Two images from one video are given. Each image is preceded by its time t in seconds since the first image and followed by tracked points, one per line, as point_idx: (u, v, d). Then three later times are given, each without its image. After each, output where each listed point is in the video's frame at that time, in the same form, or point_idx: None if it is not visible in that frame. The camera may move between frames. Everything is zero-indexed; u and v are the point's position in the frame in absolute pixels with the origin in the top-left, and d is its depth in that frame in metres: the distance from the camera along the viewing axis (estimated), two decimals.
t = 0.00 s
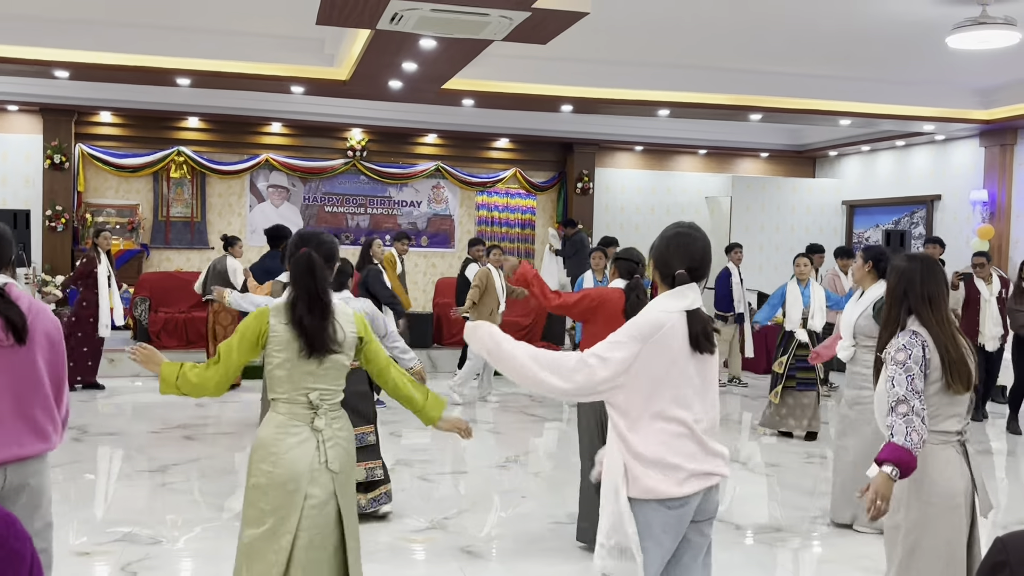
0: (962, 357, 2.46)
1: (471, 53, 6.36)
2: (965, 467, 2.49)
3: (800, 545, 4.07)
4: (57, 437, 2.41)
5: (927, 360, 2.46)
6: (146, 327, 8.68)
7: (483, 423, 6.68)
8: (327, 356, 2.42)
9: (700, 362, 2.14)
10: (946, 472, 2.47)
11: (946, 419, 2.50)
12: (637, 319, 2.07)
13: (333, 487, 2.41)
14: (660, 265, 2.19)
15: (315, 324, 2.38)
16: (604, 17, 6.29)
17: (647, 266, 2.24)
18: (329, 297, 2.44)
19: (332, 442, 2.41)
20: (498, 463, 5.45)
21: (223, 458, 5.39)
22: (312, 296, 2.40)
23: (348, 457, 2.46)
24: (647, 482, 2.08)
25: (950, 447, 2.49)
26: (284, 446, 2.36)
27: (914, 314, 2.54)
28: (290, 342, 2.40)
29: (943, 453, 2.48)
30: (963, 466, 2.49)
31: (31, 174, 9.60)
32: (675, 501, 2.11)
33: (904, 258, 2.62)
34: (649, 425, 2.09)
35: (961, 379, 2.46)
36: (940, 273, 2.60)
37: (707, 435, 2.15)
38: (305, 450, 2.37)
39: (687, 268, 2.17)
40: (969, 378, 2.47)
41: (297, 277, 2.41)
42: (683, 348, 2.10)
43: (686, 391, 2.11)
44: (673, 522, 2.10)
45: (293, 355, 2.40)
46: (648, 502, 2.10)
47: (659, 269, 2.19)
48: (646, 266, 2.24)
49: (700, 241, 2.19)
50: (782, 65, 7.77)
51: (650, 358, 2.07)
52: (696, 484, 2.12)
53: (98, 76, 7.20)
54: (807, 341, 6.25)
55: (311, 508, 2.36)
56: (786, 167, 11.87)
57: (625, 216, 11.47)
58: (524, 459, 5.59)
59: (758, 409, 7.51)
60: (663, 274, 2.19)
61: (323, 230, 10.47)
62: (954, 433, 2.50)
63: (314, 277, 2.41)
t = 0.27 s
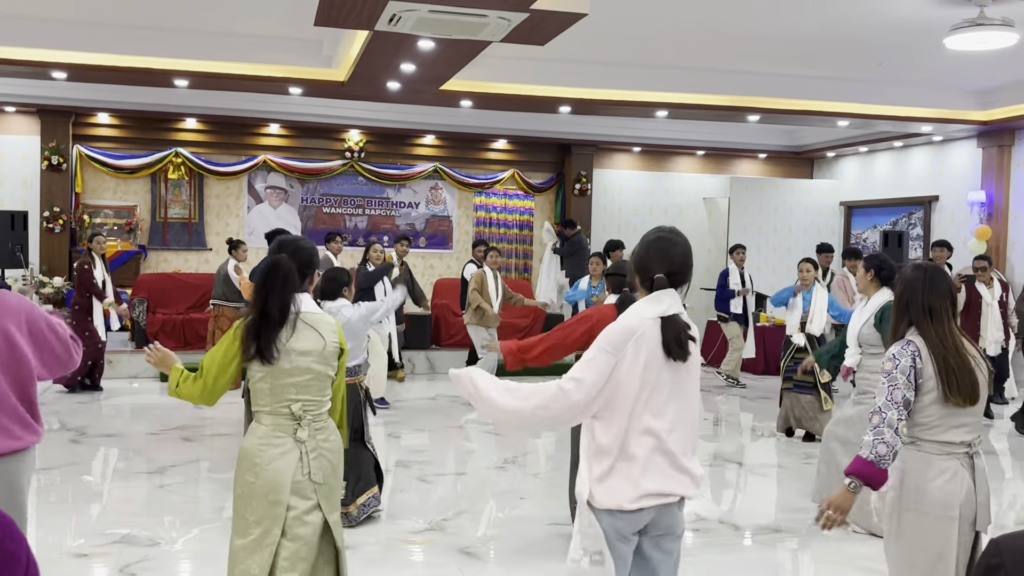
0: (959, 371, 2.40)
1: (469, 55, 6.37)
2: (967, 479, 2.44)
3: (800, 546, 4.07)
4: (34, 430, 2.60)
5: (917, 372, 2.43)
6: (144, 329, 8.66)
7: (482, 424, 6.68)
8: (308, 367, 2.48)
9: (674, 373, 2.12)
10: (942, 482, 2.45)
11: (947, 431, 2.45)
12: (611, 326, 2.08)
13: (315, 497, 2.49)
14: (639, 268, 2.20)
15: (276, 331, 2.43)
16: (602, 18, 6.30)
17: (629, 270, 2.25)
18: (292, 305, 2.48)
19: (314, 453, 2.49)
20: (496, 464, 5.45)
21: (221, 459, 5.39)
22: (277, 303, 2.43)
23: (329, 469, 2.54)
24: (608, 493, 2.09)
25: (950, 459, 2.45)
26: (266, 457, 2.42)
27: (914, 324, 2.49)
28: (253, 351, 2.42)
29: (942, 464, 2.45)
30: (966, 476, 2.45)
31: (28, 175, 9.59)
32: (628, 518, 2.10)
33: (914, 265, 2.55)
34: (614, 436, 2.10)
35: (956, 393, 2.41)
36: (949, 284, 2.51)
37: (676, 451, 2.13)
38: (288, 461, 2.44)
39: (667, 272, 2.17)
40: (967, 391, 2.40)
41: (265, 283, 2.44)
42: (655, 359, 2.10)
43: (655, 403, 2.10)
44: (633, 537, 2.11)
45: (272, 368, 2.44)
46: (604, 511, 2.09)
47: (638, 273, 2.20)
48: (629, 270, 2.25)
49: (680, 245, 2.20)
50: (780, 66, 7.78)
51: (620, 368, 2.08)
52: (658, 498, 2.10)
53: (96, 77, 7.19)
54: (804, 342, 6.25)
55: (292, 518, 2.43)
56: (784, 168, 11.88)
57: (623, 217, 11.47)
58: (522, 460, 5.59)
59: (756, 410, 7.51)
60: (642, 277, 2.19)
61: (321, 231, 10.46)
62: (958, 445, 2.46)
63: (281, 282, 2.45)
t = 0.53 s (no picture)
0: (946, 358, 2.36)
1: (467, 56, 6.36)
2: (955, 468, 2.37)
3: (796, 548, 4.07)
4: None
5: (899, 361, 2.43)
6: (141, 330, 8.65)
7: (479, 426, 6.68)
8: (296, 362, 2.47)
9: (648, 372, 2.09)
10: (929, 469, 2.40)
11: (936, 419, 2.40)
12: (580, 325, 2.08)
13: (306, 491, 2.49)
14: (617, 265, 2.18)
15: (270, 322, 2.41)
16: (599, 19, 6.30)
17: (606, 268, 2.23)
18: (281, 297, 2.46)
19: (305, 447, 2.48)
20: (493, 466, 5.45)
21: (217, 461, 5.38)
22: (268, 293, 2.41)
23: (321, 462, 2.53)
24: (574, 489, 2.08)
25: (939, 448, 2.40)
26: (257, 451, 2.43)
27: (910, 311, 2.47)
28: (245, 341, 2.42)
29: (930, 452, 2.40)
30: (956, 467, 2.38)
31: (25, 177, 9.59)
32: (594, 515, 2.07)
33: (919, 253, 2.53)
34: (583, 433, 2.10)
35: (938, 380, 2.37)
36: (953, 273, 2.46)
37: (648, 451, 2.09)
38: (278, 455, 2.44)
39: (646, 267, 2.16)
40: (951, 380, 2.36)
41: (254, 274, 2.43)
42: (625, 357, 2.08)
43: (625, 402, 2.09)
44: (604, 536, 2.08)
45: (258, 363, 2.44)
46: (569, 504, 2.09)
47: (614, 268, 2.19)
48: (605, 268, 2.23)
49: (651, 239, 2.18)
50: (777, 67, 7.78)
51: (589, 365, 2.08)
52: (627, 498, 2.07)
53: (92, 78, 7.18)
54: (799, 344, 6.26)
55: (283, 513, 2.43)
56: (780, 170, 11.89)
57: (620, 218, 11.48)
58: (519, 461, 5.59)
59: (753, 412, 7.52)
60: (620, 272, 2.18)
61: (318, 233, 10.46)
62: (948, 434, 2.40)
63: (269, 273, 2.43)
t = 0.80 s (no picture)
0: (941, 365, 2.34)
1: (464, 59, 6.36)
2: (952, 476, 2.34)
3: (793, 551, 4.07)
4: None
5: (897, 365, 2.45)
6: (137, 333, 8.64)
7: (476, 428, 6.68)
8: (287, 369, 2.44)
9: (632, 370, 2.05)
10: (928, 474, 2.38)
11: (938, 426, 2.38)
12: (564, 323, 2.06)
13: (300, 500, 2.46)
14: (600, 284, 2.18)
15: (258, 331, 2.41)
16: (596, 23, 6.30)
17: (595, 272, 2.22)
18: (272, 306, 2.45)
19: (300, 455, 2.46)
20: (491, 469, 5.45)
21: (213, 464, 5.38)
22: (257, 305, 2.41)
23: (318, 472, 2.50)
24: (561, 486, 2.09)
25: (939, 455, 2.37)
26: (252, 457, 2.44)
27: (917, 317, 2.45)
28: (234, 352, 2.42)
29: (930, 458, 2.38)
30: (954, 476, 2.35)
31: (22, 180, 9.58)
32: (579, 516, 2.06)
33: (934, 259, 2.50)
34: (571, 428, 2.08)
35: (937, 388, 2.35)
36: (964, 280, 2.42)
37: (635, 452, 2.05)
38: (271, 462, 2.43)
39: (628, 263, 2.14)
40: (951, 387, 2.34)
41: (246, 283, 2.44)
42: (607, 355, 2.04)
43: (609, 400, 2.06)
44: (592, 537, 2.07)
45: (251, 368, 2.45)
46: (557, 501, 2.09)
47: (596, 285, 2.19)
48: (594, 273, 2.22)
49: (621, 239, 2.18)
50: (773, 71, 7.79)
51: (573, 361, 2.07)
52: (611, 498, 2.04)
53: (89, 80, 7.18)
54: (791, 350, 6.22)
55: (275, 519, 2.43)
56: (777, 174, 11.91)
57: (617, 221, 11.48)
58: (517, 464, 5.60)
59: (750, 415, 7.53)
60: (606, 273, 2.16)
61: (315, 235, 10.46)
62: (950, 442, 2.37)
63: (259, 283, 2.43)
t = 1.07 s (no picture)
0: (965, 376, 2.34)
1: (461, 63, 6.36)
2: (976, 487, 2.35)
3: (787, 555, 4.06)
4: None
5: (916, 374, 2.47)
6: (132, 337, 8.62)
7: (472, 433, 6.68)
8: (279, 364, 2.32)
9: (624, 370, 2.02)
10: (948, 487, 2.38)
11: (956, 437, 2.39)
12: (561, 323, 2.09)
13: (285, 503, 2.27)
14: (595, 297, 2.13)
15: (264, 331, 2.31)
16: (592, 27, 6.31)
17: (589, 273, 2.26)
18: (287, 307, 2.33)
19: (290, 454, 2.30)
20: (487, 473, 5.46)
21: (209, 468, 5.37)
22: (266, 305, 2.31)
23: (307, 477, 2.29)
24: (561, 486, 2.08)
25: (958, 466, 2.38)
26: (252, 453, 2.35)
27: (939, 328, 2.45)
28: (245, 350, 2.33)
29: (951, 469, 2.38)
30: (978, 487, 2.35)
31: (17, 184, 9.59)
32: (578, 517, 2.04)
33: (954, 271, 2.49)
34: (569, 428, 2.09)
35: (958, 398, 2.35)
36: (987, 290, 2.41)
37: (629, 451, 2.01)
38: (263, 460, 2.30)
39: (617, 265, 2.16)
40: (971, 398, 2.33)
41: (259, 282, 2.35)
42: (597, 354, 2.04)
43: (602, 401, 2.04)
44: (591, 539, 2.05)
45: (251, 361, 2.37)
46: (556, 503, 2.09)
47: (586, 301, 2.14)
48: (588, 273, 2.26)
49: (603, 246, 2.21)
50: (769, 76, 7.81)
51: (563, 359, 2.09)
52: (605, 498, 2.02)
53: (86, 84, 7.18)
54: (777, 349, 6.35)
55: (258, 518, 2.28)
56: (773, 178, 11.94)
57: (613, 226, 11.50)
58: (512, 468, 5.61)
59: (746, 419, 7.54)
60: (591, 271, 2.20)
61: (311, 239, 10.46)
62: (971, 452, 2.37)
63: (273, 280, 2.32)
